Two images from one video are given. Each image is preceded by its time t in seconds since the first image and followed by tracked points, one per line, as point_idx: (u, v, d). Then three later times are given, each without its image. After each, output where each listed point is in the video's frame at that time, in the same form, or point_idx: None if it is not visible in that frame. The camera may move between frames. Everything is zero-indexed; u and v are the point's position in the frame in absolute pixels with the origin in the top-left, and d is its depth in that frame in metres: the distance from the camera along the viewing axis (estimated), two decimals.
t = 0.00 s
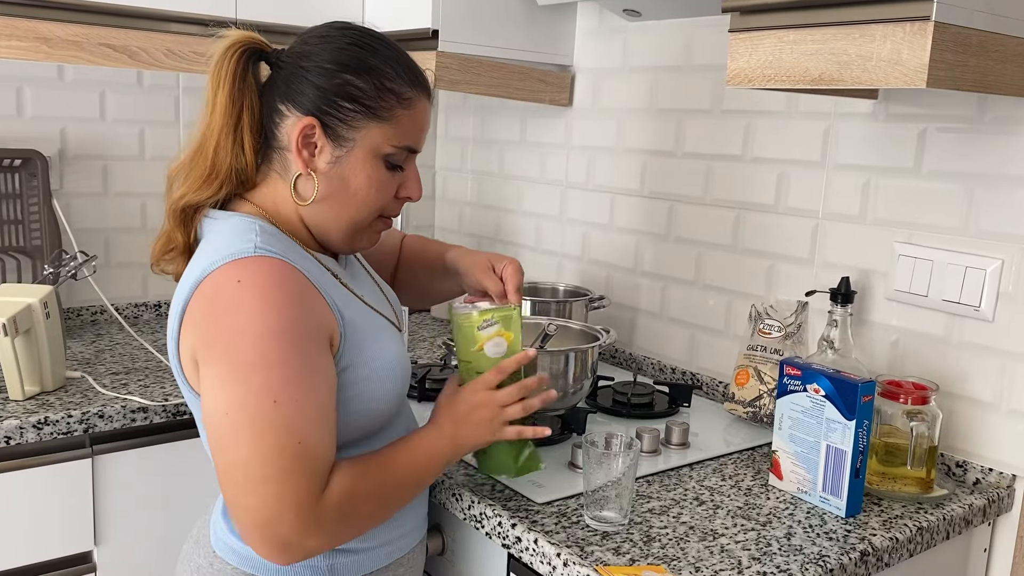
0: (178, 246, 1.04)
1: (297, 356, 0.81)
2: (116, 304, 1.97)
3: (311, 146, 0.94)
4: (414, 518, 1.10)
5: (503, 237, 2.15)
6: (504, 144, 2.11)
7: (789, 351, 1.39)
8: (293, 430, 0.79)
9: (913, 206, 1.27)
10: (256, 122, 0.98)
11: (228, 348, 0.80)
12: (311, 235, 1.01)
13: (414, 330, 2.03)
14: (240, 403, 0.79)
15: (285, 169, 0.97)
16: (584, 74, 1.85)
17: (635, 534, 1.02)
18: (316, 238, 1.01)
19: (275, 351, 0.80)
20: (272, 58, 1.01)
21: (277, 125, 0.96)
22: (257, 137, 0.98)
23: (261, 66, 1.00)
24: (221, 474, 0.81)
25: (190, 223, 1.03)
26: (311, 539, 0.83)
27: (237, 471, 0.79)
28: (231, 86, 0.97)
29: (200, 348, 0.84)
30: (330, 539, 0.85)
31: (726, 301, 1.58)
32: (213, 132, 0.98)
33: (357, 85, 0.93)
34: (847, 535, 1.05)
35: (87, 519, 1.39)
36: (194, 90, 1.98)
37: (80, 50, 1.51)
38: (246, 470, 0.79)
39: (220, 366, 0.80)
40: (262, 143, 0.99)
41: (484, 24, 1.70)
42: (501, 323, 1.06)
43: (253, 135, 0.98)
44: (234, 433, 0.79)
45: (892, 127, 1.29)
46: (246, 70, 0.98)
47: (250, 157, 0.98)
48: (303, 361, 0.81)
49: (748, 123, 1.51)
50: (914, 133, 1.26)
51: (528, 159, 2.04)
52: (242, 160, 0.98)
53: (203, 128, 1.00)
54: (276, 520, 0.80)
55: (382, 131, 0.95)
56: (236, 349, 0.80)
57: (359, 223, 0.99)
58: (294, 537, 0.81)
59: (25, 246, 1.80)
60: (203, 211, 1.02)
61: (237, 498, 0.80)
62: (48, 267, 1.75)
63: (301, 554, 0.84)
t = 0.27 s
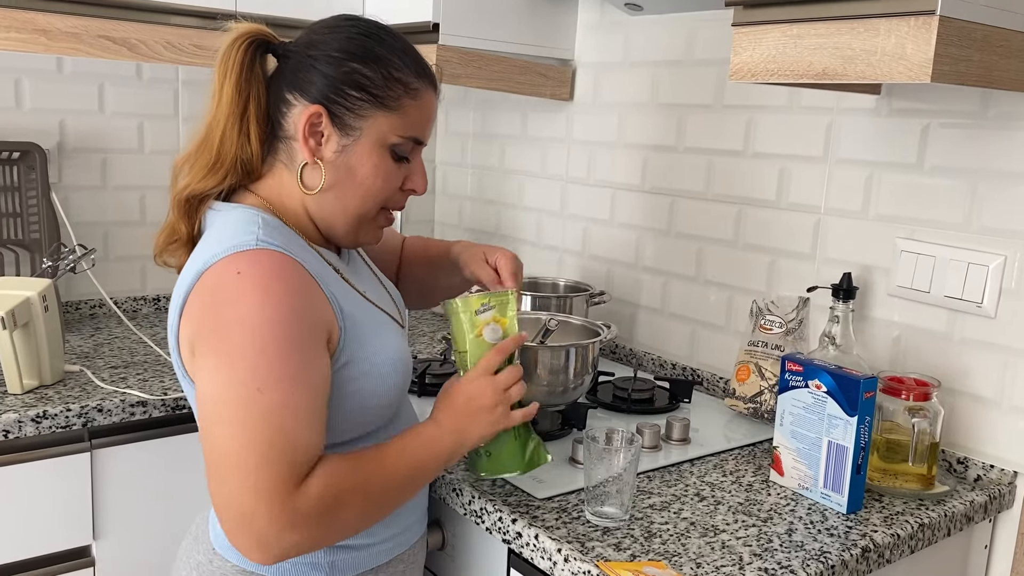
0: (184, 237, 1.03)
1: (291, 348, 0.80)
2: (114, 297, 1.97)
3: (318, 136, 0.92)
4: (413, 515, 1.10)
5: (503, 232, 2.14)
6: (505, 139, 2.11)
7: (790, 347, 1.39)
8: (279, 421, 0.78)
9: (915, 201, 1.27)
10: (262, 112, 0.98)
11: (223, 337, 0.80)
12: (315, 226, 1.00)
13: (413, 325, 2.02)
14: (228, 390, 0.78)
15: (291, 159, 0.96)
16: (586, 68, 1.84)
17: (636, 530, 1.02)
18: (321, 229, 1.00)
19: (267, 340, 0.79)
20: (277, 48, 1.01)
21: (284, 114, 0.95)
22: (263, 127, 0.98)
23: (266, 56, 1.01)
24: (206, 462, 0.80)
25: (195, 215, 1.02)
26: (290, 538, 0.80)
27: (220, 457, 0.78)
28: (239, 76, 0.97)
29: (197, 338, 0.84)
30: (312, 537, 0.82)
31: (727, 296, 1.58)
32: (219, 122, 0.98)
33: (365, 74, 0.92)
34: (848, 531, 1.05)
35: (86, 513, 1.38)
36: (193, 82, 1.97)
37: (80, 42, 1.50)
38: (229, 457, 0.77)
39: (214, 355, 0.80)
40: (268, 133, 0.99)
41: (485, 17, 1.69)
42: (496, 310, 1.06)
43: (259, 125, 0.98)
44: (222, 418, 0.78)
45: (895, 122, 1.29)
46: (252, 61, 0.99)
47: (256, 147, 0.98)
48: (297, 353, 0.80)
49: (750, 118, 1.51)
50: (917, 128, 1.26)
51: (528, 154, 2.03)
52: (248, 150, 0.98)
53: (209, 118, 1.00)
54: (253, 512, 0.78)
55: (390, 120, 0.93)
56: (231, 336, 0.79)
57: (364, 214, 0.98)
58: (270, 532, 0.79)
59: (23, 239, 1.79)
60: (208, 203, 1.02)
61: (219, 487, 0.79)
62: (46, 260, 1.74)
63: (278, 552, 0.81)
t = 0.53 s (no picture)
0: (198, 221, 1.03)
1: (289, 292, 0.76)
2: (113, 291, 1.96)
3: (339, 126, 0.91)
4: (409, 513, 1.09)
5: (503, 227, 2.14)
6: (505, 133, 2.10)
7: (790, 343, 1.39)
8: (268, 354, 0.73)
9: (917, 198, 1.27)
10: (282, 102, 0.96)
11: (223, 290, 0.78)
12: (328, 218, 0.99)
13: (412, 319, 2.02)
14: (222, 329, 0.75)
15: (309, 148, 0.95)
16: (586, 63, 1.83)
17: (636, 526, 1.02)
18: (334, 221, 0.99)
19: (270, 283, 0.76)
20: (302, 44, 1.00)
21: (304, 105, 0.95)
22: (282, 117, 0.97)
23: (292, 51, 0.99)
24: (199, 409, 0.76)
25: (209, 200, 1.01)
26: (276, 482, 0.74)
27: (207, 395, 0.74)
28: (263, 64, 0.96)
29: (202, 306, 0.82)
30: (302, 485, 0.75)
31: (728, 292, 1.57)
32: (240, 110, 0.97)
33: (388, 67, 0.92)
34: (849, 528, 1.04)
35: (84, 506, 1.38)
36: (192, 76, 1.96)
37: (79, 35, 1.49)
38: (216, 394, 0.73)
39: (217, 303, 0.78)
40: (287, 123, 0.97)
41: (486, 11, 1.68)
42: (559, 329, 1.10)
43: (278, 114, 0.96)
44: (213, 358, 0.74)
45: (897, 118, 1.28)
46: (276, 53, 0.98)
47: (273, 136, 0.97)
48: (297, 297, 0.77)
49: (751, 113, 1.50)
50: (919, 124, 1.25)
51: (529, 149, 2.03)
52: (265, 139, 0.97)
53: (231, 106, 0.99)
54: (234, 446, 0.72)
55: (410, 114, 0.93)
56: (231, 285, 0.77)
57: (378, 206, 0.97)
58: (255, 472, 0.73)
59: (21, 232, 1.78)
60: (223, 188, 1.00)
61: (206, 428, 0.74)
62: (45, 254, 1.74)
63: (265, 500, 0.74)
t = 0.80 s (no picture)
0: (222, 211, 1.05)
1: (335, 226, 0.78)
2: (110, 285, 1.96)
3: (372, 125, 0.94)
4: (393, 516, 1.08)
5: (501, 223, 2.13)
6: (504, 129, 2.10)
7: (788, 340, 1.39)
8: (328, 262, 0.73)
9: (916, 195, 1.26)
10: (316, 102, 0.99)
11: (262, 236, 0.78)
12: (351, 216, 1.00)
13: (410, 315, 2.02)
14: (276, 252, 0.74)
15: (339, 145, 0.97)
16: (586, 59, 1.83)
17: (633, 522, 1.02)
18: (356, 219, 1.01)
19: (318, 219, 0.77)
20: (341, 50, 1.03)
21: (339, 104, 0.97)
22: (316, 115, 0.99)
23: (332, 54, 1.02)
24: (258, 330, 0.73)
25: (234, 188, 1.02)
26: (363, 364, 0.70)
27: (272, 301, 0.71)
28: (302, 65, 0.99)
29: (234, 266, 0.81)
30: (387, 374, 0.71)
31: (726, 289, 1.57)
32: (277, 106, 0.99)
33: (424, 75, 0.94)
34: (846, 525, 1.04)
35: (80, 501, 1.38)
36: (191, 70, 1.95)
37: (77, 29, 1.48)
38: (283, 294, 0.71)
39: (259, 249, 0.78)
40: (320, 122, 0.99)
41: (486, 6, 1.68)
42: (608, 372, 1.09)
43: (311, 112, 0.98)
44: (269, 274, 0.73)
45: (897, 116, 1.28)
46: (316, 53, 1.00)
47: (306, 132, 0.99)
48: (343, 231, 0.78)
49: (750, 110, 1.50)
50: (918, 122, 1.25)
51: (528, 145, 2.02)
52: (296, 134, 0.99)
53: (268, 102, 1.02)
54: (315, 327, 0.69)
55: (440, 121, 0.96)
56: (272, 227, 0.78)
57: (400, 207, 0.99)
58: (341, 351, 0.69)
59: (19, 226, 1.78)
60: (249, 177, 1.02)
61: (273, 334, 0.71)
62: (42, 247, 1.73)
63: (351, 386, 0.70)
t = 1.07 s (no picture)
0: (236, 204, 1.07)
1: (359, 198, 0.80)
2: (109, 279, 1.96)
3: (392, 126, 0.97)
4: (389, 518, 1.07)
5: (500, 220, 2.13)
6: (503, 125, 2.09)
7: (787, 338, 1.39)
8: (366, 223, 0.75)
9: (915, 193, 1.27)
10: (336, 102, 1.01)
11: (285, 213, 0.79)
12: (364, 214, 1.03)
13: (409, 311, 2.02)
14: (310, 220, 0.75)
15: (358, 145, 0.99)
16: (586, 55, 1.83)
17: (631, 518, 1.02)
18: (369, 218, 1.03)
19: (339, 192, 0.80)
20: (362, 55, 1.06)
21: (360, 105, 1.00)
22: (335, 115, 1.01)
23: (353, 58, 1.05)
24: (307, 288, 0.72)
25: (251, 183, 1.04)
26: (430, 302, 0.72)
27: (322, 256, 0.72)
28: (325, 66, 1.02)
29: (254, 247, 0.81)
30: (453, 314, 0.73)
31: (725, 286, 1.57)
32: (299, 105, 1.02)
33: (445, 81, 0.98)
34: (844, 522, 1.05)
35: (77, 495, 1.38)
36: (190, 64, 1.95)
37: (76, 22, 1.47)
38: (334, 248, 0.72)
39: (284, 226, 0.78)
40: (338, 122, 1.02)
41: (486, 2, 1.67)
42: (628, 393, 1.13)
43: (331, 111, 1.01)
44: (309, 237, 0.74)
45: (897, 113, 1.28)
46: (338, 55, 1.03)
47: (325, 131, 1.01)
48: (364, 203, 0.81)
49: (749, 108, 1.50)
50: (918, 120, 1.25)
51: (527, 141, 2.02)
52: (315, 132, 1.01)
53: (289, 100, 1.05)
54: (377, 271, 0.71)
55: (458, 126, 0.99)
56: (295, 204, 0.79)
57: (415, 208, 1.02)
58: (410, 289, 0.71)
59: (17, 220, 1.78)
60: (266, 173, 1.04)
61: (330, 285, 0.71)
62: (40, 242, 1.73)
63: (423, 322, 0.71)
